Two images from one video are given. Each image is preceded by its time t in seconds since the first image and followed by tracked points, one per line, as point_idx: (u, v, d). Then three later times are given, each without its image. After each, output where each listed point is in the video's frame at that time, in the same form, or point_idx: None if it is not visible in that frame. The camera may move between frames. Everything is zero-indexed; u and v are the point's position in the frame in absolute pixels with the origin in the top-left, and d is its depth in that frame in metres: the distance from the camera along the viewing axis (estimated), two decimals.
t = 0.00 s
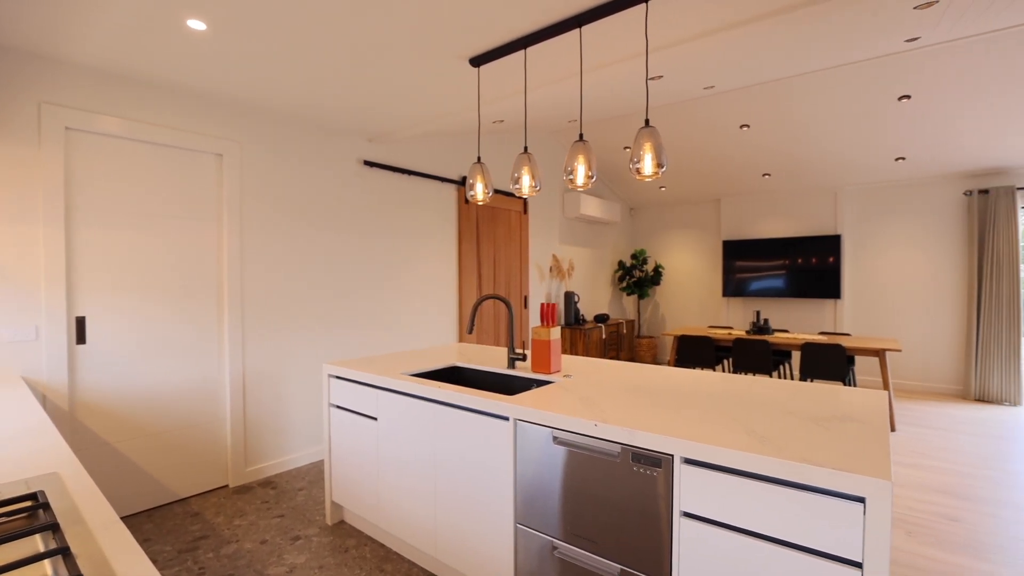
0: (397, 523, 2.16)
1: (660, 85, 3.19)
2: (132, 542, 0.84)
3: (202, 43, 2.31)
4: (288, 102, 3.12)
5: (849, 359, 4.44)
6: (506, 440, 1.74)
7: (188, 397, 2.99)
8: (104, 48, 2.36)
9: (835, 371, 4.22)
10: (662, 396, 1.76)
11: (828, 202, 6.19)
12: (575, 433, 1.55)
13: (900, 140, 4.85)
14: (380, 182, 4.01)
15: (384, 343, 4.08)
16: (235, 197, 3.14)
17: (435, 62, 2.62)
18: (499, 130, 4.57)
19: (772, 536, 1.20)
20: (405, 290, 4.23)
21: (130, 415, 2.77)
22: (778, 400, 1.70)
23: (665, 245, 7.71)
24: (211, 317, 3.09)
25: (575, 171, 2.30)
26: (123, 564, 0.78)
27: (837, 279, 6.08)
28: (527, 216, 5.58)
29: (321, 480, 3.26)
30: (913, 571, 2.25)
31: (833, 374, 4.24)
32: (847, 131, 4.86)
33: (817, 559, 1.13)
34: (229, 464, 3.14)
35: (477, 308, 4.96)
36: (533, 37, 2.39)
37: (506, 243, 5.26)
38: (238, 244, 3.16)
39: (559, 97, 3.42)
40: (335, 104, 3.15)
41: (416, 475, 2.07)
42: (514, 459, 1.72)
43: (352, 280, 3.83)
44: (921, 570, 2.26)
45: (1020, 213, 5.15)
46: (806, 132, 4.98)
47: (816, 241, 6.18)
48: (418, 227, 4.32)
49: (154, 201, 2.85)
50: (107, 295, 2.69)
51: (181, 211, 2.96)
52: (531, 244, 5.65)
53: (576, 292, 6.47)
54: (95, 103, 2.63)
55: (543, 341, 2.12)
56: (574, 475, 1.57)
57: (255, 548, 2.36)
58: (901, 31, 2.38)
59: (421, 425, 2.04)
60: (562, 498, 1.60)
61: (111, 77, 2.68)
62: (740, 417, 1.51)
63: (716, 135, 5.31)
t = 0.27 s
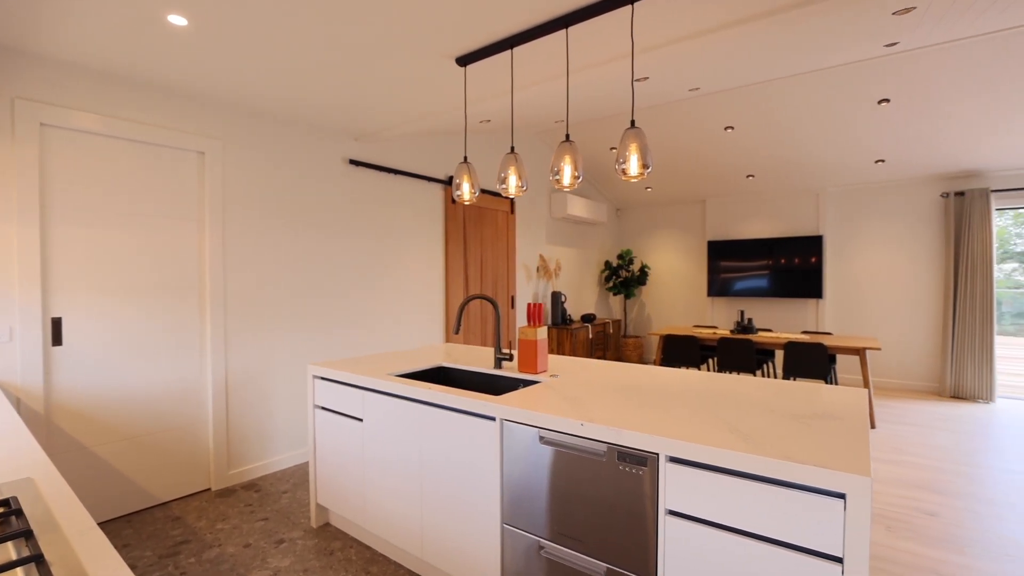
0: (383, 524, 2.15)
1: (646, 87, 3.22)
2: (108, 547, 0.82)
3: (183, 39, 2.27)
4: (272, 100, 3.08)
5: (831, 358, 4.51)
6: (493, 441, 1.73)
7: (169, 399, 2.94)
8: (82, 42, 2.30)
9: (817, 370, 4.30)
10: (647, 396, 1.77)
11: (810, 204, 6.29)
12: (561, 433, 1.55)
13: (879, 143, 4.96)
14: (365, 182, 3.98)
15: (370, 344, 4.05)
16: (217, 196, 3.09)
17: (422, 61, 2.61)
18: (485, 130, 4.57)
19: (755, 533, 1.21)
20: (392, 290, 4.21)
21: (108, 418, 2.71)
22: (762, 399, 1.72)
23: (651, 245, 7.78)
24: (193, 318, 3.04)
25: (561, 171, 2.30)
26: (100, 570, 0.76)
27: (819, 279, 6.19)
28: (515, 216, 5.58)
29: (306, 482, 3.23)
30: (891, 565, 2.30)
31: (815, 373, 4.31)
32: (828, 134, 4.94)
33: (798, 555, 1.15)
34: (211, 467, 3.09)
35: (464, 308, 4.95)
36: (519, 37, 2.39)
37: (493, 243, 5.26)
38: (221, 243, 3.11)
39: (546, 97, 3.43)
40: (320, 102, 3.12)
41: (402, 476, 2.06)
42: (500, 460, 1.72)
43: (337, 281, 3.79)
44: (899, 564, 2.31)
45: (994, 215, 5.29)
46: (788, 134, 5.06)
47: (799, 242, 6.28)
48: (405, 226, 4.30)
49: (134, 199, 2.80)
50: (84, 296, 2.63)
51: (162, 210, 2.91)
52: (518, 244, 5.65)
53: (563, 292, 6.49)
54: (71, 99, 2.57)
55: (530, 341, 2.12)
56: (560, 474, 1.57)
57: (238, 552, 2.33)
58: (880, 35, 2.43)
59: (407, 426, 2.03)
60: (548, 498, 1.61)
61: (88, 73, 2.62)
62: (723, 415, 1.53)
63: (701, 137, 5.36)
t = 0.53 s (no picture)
0: (368, 527, 2.13)
1: (631, 88, 3.24)
2: (82, 555, 0.80)
3: (161, 34, 2.22)
4: (254, 97, 3.04)
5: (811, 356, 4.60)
6: (478, 441, 1.73)
7: (148, 402, 2.88)
8: (55, 36, 2.24)
9: (798, 368, 4.37)
10: (631, 395, 1.78)
11: (791, 205, 6.40)
12: (547, 432, 1.56)
13: (858, 145, 5.06)
14: (349, 181, 3.95)
15: (355, 344, 4.01)
16: (198, 194, 3.04)
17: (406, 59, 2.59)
18: (471, 130, 4.56)
19: (737, 530, 1.23)
20: (376, 290, 4.18)
21: (84, 421, 2.64)
22: (744, 397, 1.74)
23: (636, 246, 7.84)
24: (172, 319, 2.98)
25: (546, 172, 2.31)
26: None
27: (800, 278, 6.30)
28: (500, 216, 5.58)
29: (289, 485, 3.19)
30: (868, 559, 2.35)
31: (796, 371, 4.38)
32: (808, 136, 5.03)
33: (780, 550, 1.17)
34: (192, 470, 3.04)
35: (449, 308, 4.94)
36: (504, 37, 2.39)
37: (479, 243, 5.25)
38: (201, 242, 3.06)
39: (532, 97, 3.43)
40: (304, 100, 3.08)
41: (386, 478, 2.04)
42: (486, 460, 1.72)
43: (321, 281, 3.75)
44: (877, 557, 2.37)
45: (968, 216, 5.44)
46: (770, 136, 5.14)
47: (781, 242, 6.38)
48: (389, 226, 4.27)
49: (110, 197, 2.73)
50: (58, 296, 2.56)
51: (140, 209, 2.85)
52: (504, 244, 5.66)
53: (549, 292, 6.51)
54: (45, 95, 2.50)
55: (515, 341, 2.12)
56: (546, 474, 1.57)
57: (219, 557, 2.29)
58: (859, 40, 2.48)
59: (392, 427, 2.01)
60: (534, 498, 1.61)
61: (62, 68, 2.56)
62: (706, 413, 1.55)
63: (685, 138, 5.42)
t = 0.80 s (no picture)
0: (354, 529, 2.11)
1: (617, 89, 3.27)
2: (56, 564, 0.78)
3: (141, 29, 2.18)
4: (238, 94, 2.99)
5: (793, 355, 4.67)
6: (465, 442, 1.73)
7: (127, 404, 2.82)
8: (30, 29, 2.19)
9: (781, 367, 4.44)
10: (617, 394, 1.79)
11: (774, 206, 6.49)
12: (533, 432, 1.56)
13: (839, 148, 5.16)
14: (335, 180, 3.91)
15: (340, 345, 3.98)
16: (180, 193, 2.98)
17: (392, 58, 2.58)
18: (458, 129, 4.55)
19: (721, 527, 1.25)
20: (362, 291, 4.15)
21: (60, 425, 2.58)
22: (728, 396, 1.77)
23: (623, 246, 7.89)
24: (153, 320, 2.93)
25: (533, 172, 2.31)
26: None
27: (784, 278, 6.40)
28: (487, 216, 5.58)
29: (273, 488, 3.15)
30: (848, 554, 2.40)
31: (779, 370, 4.45)
32: (791, 138, 5.11)
33: (762, 547, 1.19)
34: (173, 474, 2.99)
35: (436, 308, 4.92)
36: (491, 37, 2.39)
37: (466, 243, 5.24)
38: (183, 242, 3.01)
39: (518, 98, 3.44)
40: (288, 98, 3.05)
41: (373, 480, 2.03)
42: (472, 460, 1.71)
43: (306, 281, 3.71)
44: (856, 552, 2.41)
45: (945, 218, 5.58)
46: (753, 138, 5.22)
47: (764, 242, 6.47)
48: (375, 226, 4.24)
49: (88, 196, 2.67)
50: (33, 297, 2.49)
51: (119, 207, 2.79)
52: (490, 244, 5.65)
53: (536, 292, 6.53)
54: (19, 90, 2.44)
55: (502, 341, 2.12)
56: (532, 474, 1.58)
57: (201, 562, 2.26)
58: (840, 44, 2.53)
59: (378, 429, 2.00)
60: (521, 498, 1.61)
61: (37, 62, 2.49)
62: (690, 412, 1.57)
63: (670, 139, 5.47)
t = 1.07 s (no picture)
0: (339, 531, 2.09)
1: (604, 90, 3.29)
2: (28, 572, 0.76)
3: (120, 23, 2.13)
4: (220, 92, 2.95)
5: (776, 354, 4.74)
6: (451, 442, 1.72)
7: (106, 407, 2.76)
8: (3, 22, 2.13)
9: (765, 366, 4.51)
10: (602, 394, 1.81)
11: (758, 207, 6.59)
12: (520, 432, 1.56)
13: (820, 150, 5.25)
14: (320, 179, 3.88)
15: (325, 346, 3.94)
16: (160, 191, 2.93)
17: (378, 56, 2.56)
18: (445, 129, 4.53)
19: (705, 524, 1.26)
20: (347, 291, 4.11)
21: (35, 429, 2.51)
22: (711, 395, 1.79)
23: (609, 246, 7.93)
24: (132, 321, 2.87)
25: (519, 172, 2.31)
26: None
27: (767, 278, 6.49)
28: (474, 216, 5.57)
29: (256, 491, 3.11)
30: (829, 549, 2.44)
31: (762, 369, 4.52)
32: (774, 140, 5.19)
33: (745, 543, 1.20)
34: (154, 478, 2.94)
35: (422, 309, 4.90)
36: (477, 36, 2.39)
37: (452, 243, 5.22)
38: (164, 241, 2.96)
39: (505, 98, 3.44)
40: (272, 95, 3.01)
41: (358, 481, 2.01)
42: (459, 461, 1.71)
43: (290, 281, 3.67)
44: (837, 547, 2.46)
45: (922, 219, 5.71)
46: (738, 139, 5.28)
47: (749, 243, 6.56)
48: (361, 225, 4.21)
49: (63, 194, 2.60)
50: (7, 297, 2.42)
51: (96, 206, 2.72)
52: (477, 244, 5.64)
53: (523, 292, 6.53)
54: None
55: (488, 341, 2.12)
56: (519, 474, 1.58)
57: (182, 567, 2.22)
58: (821, 48, 2.58)
59: (363, 430, 1.98)
60: (507, 498, 1.61)
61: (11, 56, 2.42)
62: (675, 411, 1.59)
63: (656, 140, 5.51)
